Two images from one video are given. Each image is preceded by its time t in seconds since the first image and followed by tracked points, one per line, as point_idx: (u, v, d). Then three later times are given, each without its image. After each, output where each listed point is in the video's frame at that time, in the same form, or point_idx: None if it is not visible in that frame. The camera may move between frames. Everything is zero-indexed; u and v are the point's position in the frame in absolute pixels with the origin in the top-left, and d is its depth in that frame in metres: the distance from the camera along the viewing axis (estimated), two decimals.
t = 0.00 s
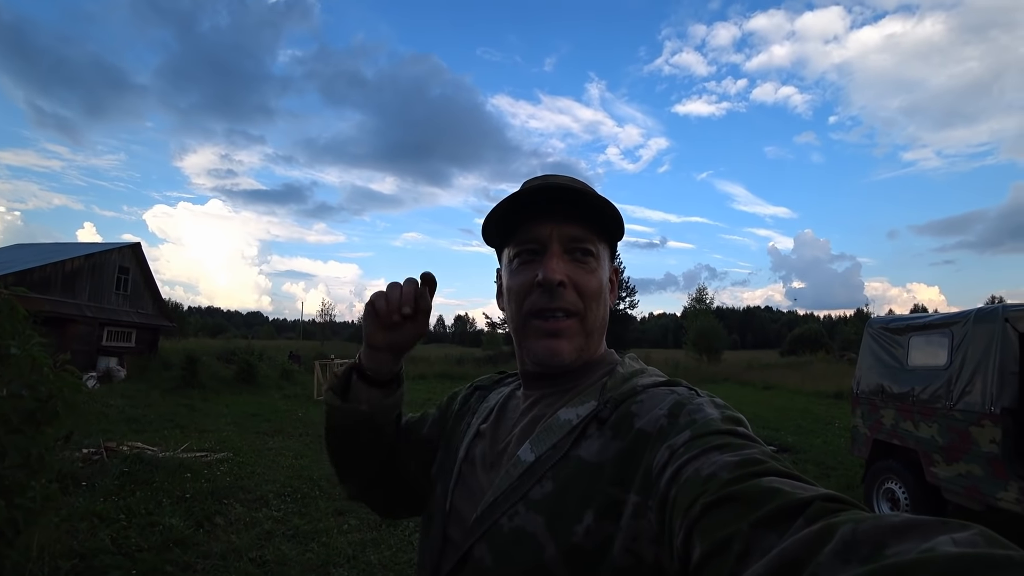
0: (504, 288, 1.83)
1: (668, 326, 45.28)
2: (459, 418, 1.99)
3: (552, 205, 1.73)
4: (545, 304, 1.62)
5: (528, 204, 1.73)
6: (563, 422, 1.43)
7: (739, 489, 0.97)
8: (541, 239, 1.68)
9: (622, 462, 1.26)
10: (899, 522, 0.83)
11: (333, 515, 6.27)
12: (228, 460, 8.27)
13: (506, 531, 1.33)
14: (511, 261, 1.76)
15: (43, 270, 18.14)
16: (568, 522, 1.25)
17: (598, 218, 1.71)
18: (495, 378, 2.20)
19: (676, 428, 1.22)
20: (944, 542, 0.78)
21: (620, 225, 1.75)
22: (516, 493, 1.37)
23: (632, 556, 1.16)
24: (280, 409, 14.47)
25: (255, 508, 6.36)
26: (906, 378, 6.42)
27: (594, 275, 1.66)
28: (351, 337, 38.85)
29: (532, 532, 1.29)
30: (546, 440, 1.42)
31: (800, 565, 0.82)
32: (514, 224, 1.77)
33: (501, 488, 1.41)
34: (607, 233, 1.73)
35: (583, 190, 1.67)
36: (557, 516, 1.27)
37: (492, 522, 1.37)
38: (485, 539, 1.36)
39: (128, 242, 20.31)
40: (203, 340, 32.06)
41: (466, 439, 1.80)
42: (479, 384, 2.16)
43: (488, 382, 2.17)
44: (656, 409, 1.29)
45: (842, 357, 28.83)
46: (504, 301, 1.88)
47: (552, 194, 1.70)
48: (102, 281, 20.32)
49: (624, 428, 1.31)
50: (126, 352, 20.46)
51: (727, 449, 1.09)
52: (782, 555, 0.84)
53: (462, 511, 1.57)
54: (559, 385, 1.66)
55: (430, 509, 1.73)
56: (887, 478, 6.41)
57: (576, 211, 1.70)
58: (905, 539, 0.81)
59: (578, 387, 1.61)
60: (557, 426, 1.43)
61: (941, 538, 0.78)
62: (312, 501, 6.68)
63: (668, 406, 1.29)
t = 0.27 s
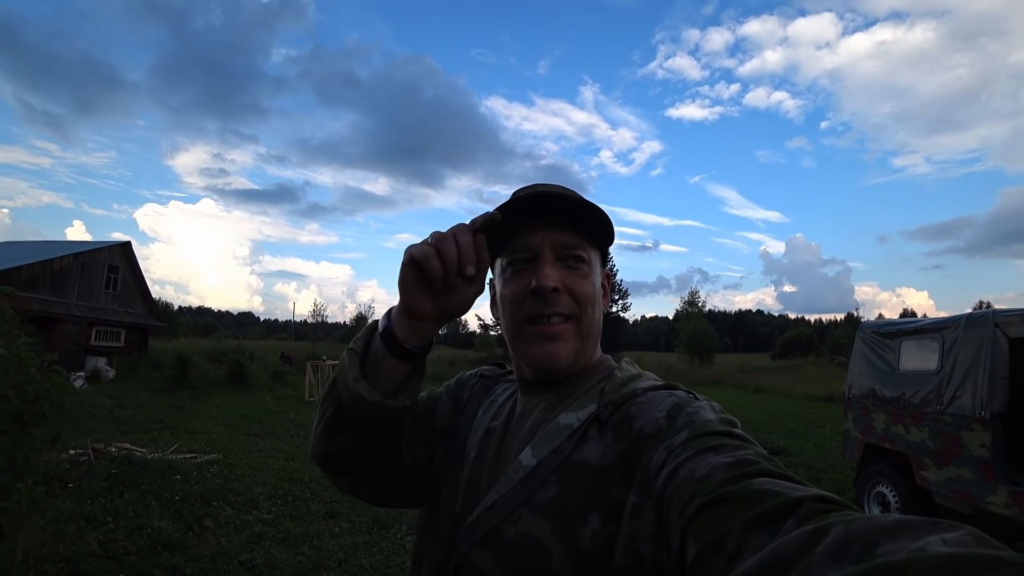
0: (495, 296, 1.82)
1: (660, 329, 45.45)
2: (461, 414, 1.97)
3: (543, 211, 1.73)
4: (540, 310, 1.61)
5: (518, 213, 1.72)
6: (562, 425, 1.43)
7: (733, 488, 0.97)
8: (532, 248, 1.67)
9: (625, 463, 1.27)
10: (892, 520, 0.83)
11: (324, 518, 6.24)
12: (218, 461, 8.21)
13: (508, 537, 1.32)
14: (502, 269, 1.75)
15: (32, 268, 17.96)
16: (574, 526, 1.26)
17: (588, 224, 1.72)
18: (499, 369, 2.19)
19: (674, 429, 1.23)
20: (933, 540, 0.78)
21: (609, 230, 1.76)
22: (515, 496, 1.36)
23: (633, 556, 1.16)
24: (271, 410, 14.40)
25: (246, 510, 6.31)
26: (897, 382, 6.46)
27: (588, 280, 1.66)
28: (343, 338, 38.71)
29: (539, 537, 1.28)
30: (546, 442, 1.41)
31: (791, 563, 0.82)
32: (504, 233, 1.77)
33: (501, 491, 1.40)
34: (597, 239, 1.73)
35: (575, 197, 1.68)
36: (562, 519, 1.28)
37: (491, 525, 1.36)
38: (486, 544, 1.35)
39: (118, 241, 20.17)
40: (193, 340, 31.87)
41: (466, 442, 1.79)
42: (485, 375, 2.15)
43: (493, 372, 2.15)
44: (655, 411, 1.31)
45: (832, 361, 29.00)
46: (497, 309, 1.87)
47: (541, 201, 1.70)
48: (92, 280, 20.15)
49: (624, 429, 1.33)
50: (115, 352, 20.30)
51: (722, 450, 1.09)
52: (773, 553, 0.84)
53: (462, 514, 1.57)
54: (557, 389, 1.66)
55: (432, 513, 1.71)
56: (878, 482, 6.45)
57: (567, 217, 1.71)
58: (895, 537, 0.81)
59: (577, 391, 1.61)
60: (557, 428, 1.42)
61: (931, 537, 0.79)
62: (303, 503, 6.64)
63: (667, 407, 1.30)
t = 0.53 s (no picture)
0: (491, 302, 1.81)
1: (652, 331, 45.59)
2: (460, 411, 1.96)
3: (539, 218, 1.72)
4: (537, 317, 1.60)
5: (516, 218, 1.72)
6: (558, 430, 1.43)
7: (725, 496, 0.98)
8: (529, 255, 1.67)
9: (621, 470, 1.27)
10: (885, 525, 0.83)
11: (314, 519, 6.20)
12: (207, 462, 8.14)
13: (506, 546, 1.32)
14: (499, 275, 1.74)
15: (17, 264, 17.74)
16: (573, 533, 1.26)
17: (585, 232, 1.72)
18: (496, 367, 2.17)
19: (668, 435, 1.23)
20: (927, 545, 0.78)
21: (606, 238, 1.76)
22: (512, 503, 1.36)
23: (629, 562, 1.16)
24: (261, 410, 14.31)
25: (235, 512, 6.27)
26: (887, 386, 6.51)
27: (584, 287, 1.66)
28: (334, 337, 38.54)
29: (536, 545, 1.28)
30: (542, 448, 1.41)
31: (783, 570, 0.83)
32: (502, 238, 1.76)
33: (498, 497, 1.40)
34: (593, 246, 1.73)
35: (570, 204, 1.68)
36: (560, 527, 1.28)
37: (488, 532, 1.36)
38: (483, 551, 1.36)
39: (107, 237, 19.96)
40: (182, 339, 31.62)
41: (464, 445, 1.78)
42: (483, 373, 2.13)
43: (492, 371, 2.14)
44: (650, 418, 1.31)
45: (822, 364, 29.19)
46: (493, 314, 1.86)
47: (539, 208, 1.69)
48: (79, 277, 19.93)
49: (619, 436, 1.32)
50: (102, 350, 20.10)
51: (715, 456, 1.10)
52: (766, 559, 0.85)
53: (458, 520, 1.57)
54: (554, 397, 1.65)
55: (427, 517, 1.71)
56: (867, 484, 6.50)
57: (565, 224, 1.70)
58: (890, 541, 0.81)
59: (571, 398, 1.61)
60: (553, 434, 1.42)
61: (924, 542, 0.78)
62: (293, 504, 6.60)
63: (661, 414, 1.30)
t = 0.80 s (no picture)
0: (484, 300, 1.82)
1: (643, 329, 45.74)
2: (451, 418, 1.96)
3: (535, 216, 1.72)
4: (527, 317, 1.61)
5: (508, 217, 1.72)
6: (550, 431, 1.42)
7: (718, 500, 0.98)
8: (521, 253, 1.67)
9: (615, 473, 1.27)
10: (880, 532, 0.83)
11: (306, 519, 6.18)
12: (198, 462, 8.09)
13: (497, 546, 1.32)
14: (492, 273, 1.75)
15: (4, 262, 17.53)
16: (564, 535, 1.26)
17: (579, 230, 1.71)
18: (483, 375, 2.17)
19: (663, 438, 1.23)
20: (922, 550, 0.78)
21: (600, 238, 1.76)
22: (504, 504, 1.36)
23: (621, 565, 1.17)
24: (252, 409, 14.24)
25: (226, 512, 6.23)
26: (876, 384, 6.57)
27: (577, 287, 1.65)
28: (326, 336, 38.39)
29: (527, 546, 1.28)
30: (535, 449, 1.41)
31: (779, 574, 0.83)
32: (494, 236, 1.77)
33: (490, 498, 1.40)
34: (587, 246, 1.73)
35: (566, 204, 1.67)
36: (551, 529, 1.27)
37: (480, 534, 1.36)
38: (475, 553, 1.35)
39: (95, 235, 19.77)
40: (172, 338, 31.38)
41: (454, 450, 1.78)
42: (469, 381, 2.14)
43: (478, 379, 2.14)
44: (644, 420, 1.30)
45: (812, 362, 29.38)
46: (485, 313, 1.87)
47: (531, 207, 1.69)
48: (67, 275, 19.75)
49: (613, 439, 1.32)
50: (91, 349, 19.93)
51: (710, 459, 1.10)
52: (761, 564, 0.85)
53: (448, 522, 1.56)
54: (545, 397, 1.65)
55: (415, 517, 1.72)
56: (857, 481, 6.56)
57: (558, 224, 1.70)
58: (885, 547, 0.81)
59: (562, 399, 1.61)
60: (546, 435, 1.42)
61: (920, 547, 0.78)
62: (284, 504, 6.57)
63: (655, 416, 1.30)
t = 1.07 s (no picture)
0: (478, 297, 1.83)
1: (635, 324, 45.90)
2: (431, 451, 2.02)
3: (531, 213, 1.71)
4: (520, 317, 1.62)
5: (504, 214, 1.72)
6: (539, 434, 1.42)
7: (711, 503, 0.99)
8: (516, 251, 1.67)
9: (600, 476, 1.26)
10: (869, 535, 0.84)
11: (302, 521, 6.16)
12: (191, 467, 8.04)
13: (483, 548, 1.33)
14: (486, 270, 1.76)
15: None
16: (545, 537, 1.26)
17: (577, 229, 1.70)
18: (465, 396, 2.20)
19: (651, 441, 1.22)
20: (910, 554, 0.78)
21: (598, 237, 1.74)
22: (491, 508, 1.36)
23: (608, 568, 1.17)
24: (243, 412, 14.18)
25: (221, 516, 6.20)
26: (864, 374, 6.63)
27: (571, 287, 1.65)
28: (317, 338, 38.21)
29: (511, 549, 1.29)
30: (522, 453, 1.41)
31: None
32: (490, 231, 1.77)
33: (478, 503, 1.40)
34: (584, 245, 1.71)
35: (564, 203, 1.65)
36: (534, 531, 1.28)
37: (468, 538, 1.36)
38: (461, 556, 1.36)
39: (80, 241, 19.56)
40: (162, 343, 31.14)
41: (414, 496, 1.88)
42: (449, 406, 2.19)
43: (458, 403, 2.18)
44: (631, 422, 1.29)
45: (802, 353, 29.59)
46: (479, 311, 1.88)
47: (529, 204, 1.68)
48: (53, 282, 19.53)
49: (600, 442, 1.31)
50: (79, 356, 19.72)
51: (699, 462, 1.11)
52: (752, 567, 0.85)
53: (437, 528, 1.58)
54: (536, 398, 1.66)
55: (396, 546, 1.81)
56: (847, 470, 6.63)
57: (555, 222, 1.69)
58: (874, 551, 0.81)
59: (552, 401, 1.62)
60: (533, 437, 1.42)
61: (908, 551, 0.79)
62: (279, 507, 6.54)
63: (642, 418, 1.29)
